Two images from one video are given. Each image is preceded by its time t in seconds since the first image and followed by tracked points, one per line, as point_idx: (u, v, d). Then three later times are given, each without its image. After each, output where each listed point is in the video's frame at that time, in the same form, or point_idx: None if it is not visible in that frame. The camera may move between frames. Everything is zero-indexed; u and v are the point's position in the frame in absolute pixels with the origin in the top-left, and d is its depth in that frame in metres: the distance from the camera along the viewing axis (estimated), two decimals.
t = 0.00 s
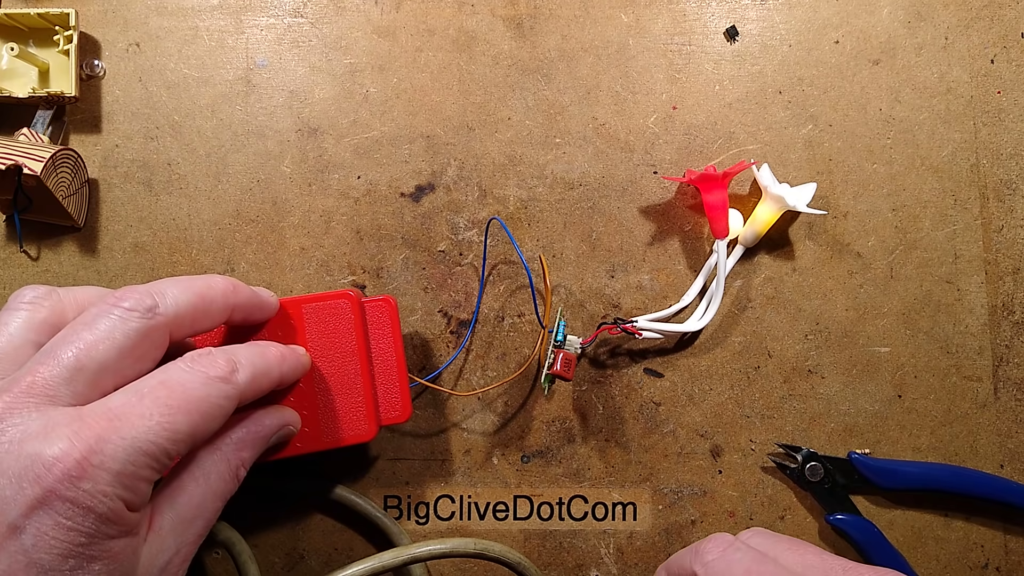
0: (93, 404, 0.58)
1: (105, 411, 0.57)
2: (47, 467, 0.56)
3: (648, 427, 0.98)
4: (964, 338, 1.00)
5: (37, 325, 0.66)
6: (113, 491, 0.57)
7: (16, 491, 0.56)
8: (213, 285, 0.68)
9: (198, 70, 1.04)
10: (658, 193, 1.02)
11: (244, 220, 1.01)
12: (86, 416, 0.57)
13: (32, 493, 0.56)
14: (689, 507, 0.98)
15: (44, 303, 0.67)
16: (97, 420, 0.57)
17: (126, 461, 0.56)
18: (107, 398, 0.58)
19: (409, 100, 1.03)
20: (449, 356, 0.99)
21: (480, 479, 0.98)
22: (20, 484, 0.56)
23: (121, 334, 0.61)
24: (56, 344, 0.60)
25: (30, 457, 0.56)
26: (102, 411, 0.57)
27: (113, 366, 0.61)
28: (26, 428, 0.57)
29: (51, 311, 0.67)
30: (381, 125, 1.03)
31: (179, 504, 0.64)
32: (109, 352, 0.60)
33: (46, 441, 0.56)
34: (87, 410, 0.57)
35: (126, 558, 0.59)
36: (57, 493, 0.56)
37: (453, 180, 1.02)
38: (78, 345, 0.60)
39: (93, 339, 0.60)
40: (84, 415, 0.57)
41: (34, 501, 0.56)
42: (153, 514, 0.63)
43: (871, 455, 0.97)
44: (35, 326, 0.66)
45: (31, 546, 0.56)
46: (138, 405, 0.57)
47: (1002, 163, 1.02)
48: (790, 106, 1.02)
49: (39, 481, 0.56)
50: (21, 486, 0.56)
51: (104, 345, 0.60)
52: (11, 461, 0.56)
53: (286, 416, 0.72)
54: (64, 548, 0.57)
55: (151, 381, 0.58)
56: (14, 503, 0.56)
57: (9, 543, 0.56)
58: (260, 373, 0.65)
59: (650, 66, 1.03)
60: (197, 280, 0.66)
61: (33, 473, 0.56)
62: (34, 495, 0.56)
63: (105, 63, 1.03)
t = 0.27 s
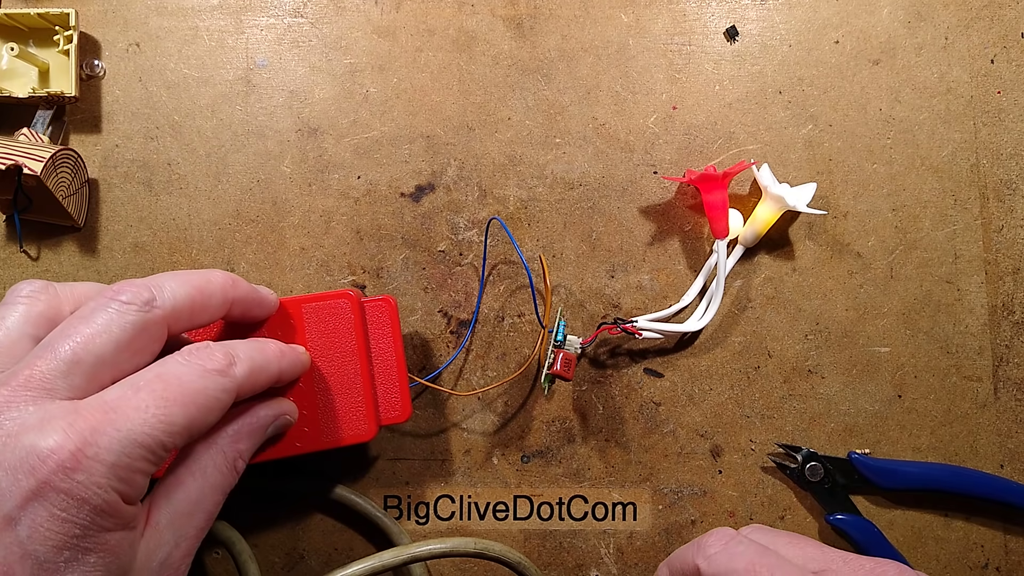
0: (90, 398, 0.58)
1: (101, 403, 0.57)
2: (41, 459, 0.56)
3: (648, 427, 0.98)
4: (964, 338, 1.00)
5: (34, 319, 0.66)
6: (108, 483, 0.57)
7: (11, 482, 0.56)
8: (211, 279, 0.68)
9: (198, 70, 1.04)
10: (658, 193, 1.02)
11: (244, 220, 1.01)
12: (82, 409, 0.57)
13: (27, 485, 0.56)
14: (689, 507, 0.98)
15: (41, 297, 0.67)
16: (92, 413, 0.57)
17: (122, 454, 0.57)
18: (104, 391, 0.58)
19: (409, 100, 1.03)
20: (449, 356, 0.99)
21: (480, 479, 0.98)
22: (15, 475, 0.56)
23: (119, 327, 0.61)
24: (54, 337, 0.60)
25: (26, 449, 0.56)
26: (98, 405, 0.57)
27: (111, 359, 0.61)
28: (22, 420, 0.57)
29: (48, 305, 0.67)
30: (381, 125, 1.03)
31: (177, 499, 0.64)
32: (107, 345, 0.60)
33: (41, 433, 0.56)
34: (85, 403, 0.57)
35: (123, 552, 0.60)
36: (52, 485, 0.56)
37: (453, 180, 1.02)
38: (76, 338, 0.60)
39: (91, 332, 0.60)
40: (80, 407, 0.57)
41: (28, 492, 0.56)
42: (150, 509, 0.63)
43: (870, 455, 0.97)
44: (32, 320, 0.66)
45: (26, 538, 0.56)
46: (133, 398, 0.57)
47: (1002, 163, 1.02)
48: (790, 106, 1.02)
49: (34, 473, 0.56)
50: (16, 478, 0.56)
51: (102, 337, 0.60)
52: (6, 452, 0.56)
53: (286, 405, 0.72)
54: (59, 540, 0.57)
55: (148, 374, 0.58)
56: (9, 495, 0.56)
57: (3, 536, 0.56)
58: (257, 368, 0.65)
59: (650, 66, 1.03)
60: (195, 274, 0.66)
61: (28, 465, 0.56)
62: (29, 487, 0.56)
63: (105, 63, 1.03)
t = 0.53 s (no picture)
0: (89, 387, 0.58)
1: (99, 391, 0.57)
2: (38, 446, 0.56)
3: (648, 427, 0.98)
4: (964, 338, 1.00)
5: (34, 309, 0.66)
6: (106, 470, 0.57)
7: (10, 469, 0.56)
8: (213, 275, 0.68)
9: (198, 70, 1.04)
10: (658, 193, 1.02)
11: (244, 220, 1.01)
12: (80, 397, 0.57)
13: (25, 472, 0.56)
14: (689, 507, 0.98)
15: (43, 288, 0.67)
16: (90, 400, 0.57)
17: (119, 441, 0.57)
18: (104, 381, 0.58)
19: (409, 100, 1.03)
20: (449, 356, 0.99)
21: (480, 479, 0.98)
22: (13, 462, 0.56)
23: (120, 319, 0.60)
24: (55, 327, 0.60)
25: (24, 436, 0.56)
26: (97, 393, 0.57)
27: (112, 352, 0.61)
28: (22, 408, 0.57)
29: (49, 297, 0.67)
30: (381, 125, 1.03)
31: (178, 486, 0.65)
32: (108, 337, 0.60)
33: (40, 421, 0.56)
34: (83, 393, 0.57)
35: (124, 540, 0.60)
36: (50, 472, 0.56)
37: (453, 180, 1.02)
38: (77, 328, 0.60)
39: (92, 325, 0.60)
40: (79, 395, 0.57)
41: (26, 479, 0.56)
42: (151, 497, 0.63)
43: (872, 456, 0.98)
44: (32, 311, 0.66)
45: (24, 525, 0.56)
46: (132, 386, 0.57)
47: (1003, 163, 1.02)
48: (790, 106, 1.02)
49: (33, 460, 0.56)
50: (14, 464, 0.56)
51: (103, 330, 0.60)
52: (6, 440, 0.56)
53: (285, 385, 0.72)
54: (57, 527, 0.57)
55: (147, 364, 0.59)
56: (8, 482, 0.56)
57: (3, 522, 0.56)
58: (257, 361, 0.65)
59: (650, 66, 1.03)
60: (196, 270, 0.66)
61: (26, 452, 0.56)
62: (27, 473, 0.56)
63: (105, 63, 1.03)
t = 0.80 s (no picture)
0: (89, 390, 0.58)
1: (101, 394, 0.57)
2: (40, 449, 0.55)
3: (648, 427, 0.98)
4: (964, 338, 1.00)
5: (34, 311, 0.66)
6: (108, 473, 0.57)
7: (11, 473, 0.55)
8: (212, 277, 0.68)
9: (198, 70, 1.04)
10: (658, 194, 1.02)
11: (244, 220, 1.01)
12: (81, 399, 0.57)
13: (27, 475, 0.55)
14: (689, 507, 0.98)
15: (43, 290, 0.67)
16: (92, 403, 0.57)
17: (122, 444, 0.56)
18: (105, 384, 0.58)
19: (409, 100, 1.03)
20: (449, 356, 0.99)
21: (480, 479, 0.98)
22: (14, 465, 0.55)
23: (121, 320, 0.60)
24: (55, 330, 0.60)
25: (25, 440, 0.56)
26: (99, 397, 0.57)
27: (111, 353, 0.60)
28: (21, 411, 0.57)
29: (50, 298, 0.67)
30: (381, 124, 1.03)
31: (181, 487, 0.65)
32: (109, 338, 0.60)
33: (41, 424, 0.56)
34: (84, 395, 0.57)
35: (126, 543, 0.59)
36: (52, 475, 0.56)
37: (454, 180, 1.02)
38: (77, 331, 0.59)
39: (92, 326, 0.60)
40: (80, 398, 0.57)
41: (28, 483, 0.55)
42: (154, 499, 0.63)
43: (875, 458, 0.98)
44: (32, 312, 0.66)
45: (26, 529, 0.55)
46: (133, 389, 0.57)
47: (1002, 163, 1.02)
48: (790, 106, 1.02)
49: (35, 463, 0.55)
50: (15, 468, 0.55)
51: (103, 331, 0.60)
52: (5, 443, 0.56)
53: (288, 386, 0.72)
54: (59, 531, 0.56)
55: (147, 366, 0.59)
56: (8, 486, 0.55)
57: (3, 527, 0.55)
58: (258, 362, 0.65)
59: (650, 66, 1.03)
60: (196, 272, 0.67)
61: (28, 456, 0.55)
62: (29, 477, 0.55)
63: (105, 63, 1.03)
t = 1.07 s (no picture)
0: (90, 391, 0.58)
1: (102, 395, 0.57)
2: (42, 451, 0.55)
3: (648, 427, 0.98)
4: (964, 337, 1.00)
5: (35, 312, 0.66)
6: (110, 473, 0.56)
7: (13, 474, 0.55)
8: (213, 278, 0.68)
9: (198, 69, 1.04)
10: (658, 193, 1.02)
11: (244, 220, 1.01)
12: (83, 400, 0.57)
13: (29, 477, 0.55)
14: (689, 507, 0.98)
15: (43, 291, 0.67)
16: (94, 404, 0.57)
17: (124, 445, 0.56)
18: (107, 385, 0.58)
19: (409, 100, 1.03)
20: (449, 356, 0.99)
21: (480, 479, 0.98)
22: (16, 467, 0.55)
23: (122, 321, 0.60)
24: (56, 331, 0.60)
25: (27, 441, 0.55)
26: (100, 398, 0.57)
27: (113, 354, 0.60)
28: (23, 412, 0.57)
29: (50, 300, 0.67)
30: (381, 124, 1.03)
31: (182, 488, 0.65)
32: (109, 339, 0.60)
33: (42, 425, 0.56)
34: (86, 396, 0.57)
35: (128, 544, 0.59)
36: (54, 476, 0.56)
37: (454, 180, 1.02)
38: (78, 332, 0.59)
39: (93, 326, 0.60)
40: (81, 399, 0.57)
41: (30, 485, 0.55)
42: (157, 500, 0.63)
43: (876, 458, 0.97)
44: (33, 313, 0.66)
45: (28, 530, 0.55)
46: (135, 389, 0.57)
47: (1002, 163, 1.02)
48: (790, 106, 1.02)
49: (37, 464, 0.55)
50: (17, 470, 0.55)
51: (103, 331, 0.60)
52: (7, 445, 0.56)
53: (288, 386, 0.72)
54: (61, 532, 0.56)
55: (148, 367, 0.59)
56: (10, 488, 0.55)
57: (5, 528, 0.55)
58: (258, 362, 0.65)
59: (650, 66, 1.03)
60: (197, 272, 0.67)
61: (29, 458, 0.55)
62: (31, 479, 0.55)
63: (105, 63, 1.03)
